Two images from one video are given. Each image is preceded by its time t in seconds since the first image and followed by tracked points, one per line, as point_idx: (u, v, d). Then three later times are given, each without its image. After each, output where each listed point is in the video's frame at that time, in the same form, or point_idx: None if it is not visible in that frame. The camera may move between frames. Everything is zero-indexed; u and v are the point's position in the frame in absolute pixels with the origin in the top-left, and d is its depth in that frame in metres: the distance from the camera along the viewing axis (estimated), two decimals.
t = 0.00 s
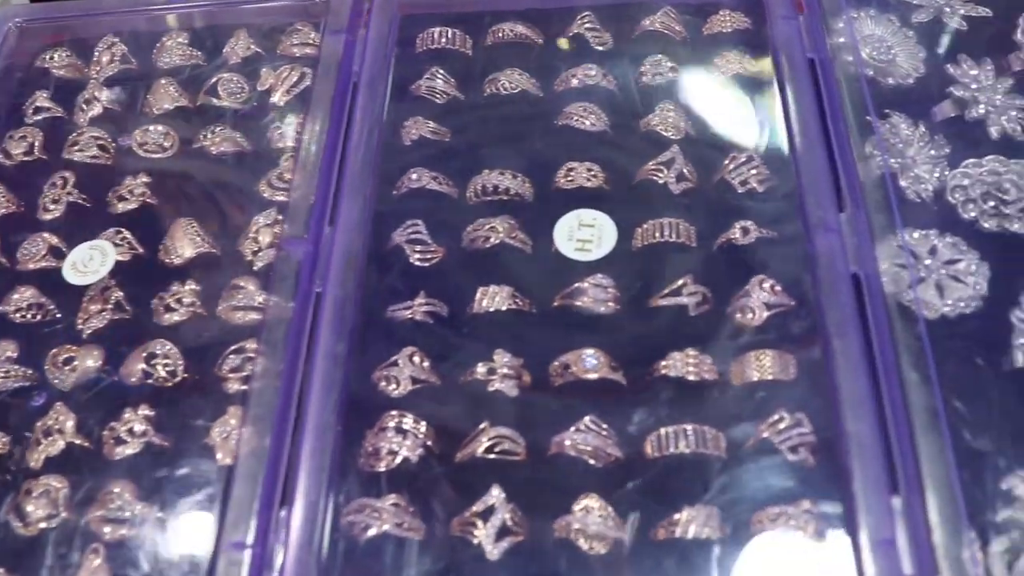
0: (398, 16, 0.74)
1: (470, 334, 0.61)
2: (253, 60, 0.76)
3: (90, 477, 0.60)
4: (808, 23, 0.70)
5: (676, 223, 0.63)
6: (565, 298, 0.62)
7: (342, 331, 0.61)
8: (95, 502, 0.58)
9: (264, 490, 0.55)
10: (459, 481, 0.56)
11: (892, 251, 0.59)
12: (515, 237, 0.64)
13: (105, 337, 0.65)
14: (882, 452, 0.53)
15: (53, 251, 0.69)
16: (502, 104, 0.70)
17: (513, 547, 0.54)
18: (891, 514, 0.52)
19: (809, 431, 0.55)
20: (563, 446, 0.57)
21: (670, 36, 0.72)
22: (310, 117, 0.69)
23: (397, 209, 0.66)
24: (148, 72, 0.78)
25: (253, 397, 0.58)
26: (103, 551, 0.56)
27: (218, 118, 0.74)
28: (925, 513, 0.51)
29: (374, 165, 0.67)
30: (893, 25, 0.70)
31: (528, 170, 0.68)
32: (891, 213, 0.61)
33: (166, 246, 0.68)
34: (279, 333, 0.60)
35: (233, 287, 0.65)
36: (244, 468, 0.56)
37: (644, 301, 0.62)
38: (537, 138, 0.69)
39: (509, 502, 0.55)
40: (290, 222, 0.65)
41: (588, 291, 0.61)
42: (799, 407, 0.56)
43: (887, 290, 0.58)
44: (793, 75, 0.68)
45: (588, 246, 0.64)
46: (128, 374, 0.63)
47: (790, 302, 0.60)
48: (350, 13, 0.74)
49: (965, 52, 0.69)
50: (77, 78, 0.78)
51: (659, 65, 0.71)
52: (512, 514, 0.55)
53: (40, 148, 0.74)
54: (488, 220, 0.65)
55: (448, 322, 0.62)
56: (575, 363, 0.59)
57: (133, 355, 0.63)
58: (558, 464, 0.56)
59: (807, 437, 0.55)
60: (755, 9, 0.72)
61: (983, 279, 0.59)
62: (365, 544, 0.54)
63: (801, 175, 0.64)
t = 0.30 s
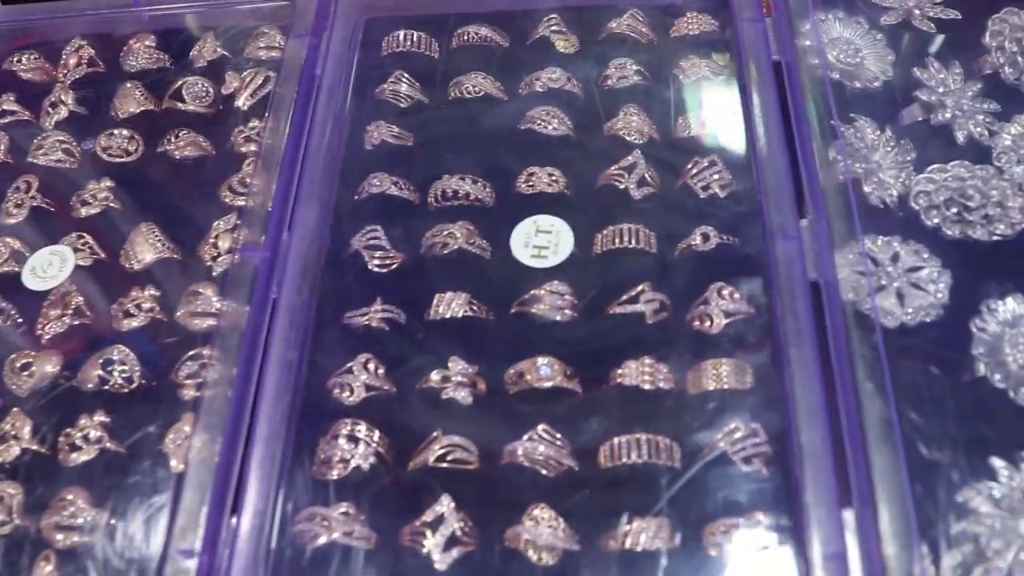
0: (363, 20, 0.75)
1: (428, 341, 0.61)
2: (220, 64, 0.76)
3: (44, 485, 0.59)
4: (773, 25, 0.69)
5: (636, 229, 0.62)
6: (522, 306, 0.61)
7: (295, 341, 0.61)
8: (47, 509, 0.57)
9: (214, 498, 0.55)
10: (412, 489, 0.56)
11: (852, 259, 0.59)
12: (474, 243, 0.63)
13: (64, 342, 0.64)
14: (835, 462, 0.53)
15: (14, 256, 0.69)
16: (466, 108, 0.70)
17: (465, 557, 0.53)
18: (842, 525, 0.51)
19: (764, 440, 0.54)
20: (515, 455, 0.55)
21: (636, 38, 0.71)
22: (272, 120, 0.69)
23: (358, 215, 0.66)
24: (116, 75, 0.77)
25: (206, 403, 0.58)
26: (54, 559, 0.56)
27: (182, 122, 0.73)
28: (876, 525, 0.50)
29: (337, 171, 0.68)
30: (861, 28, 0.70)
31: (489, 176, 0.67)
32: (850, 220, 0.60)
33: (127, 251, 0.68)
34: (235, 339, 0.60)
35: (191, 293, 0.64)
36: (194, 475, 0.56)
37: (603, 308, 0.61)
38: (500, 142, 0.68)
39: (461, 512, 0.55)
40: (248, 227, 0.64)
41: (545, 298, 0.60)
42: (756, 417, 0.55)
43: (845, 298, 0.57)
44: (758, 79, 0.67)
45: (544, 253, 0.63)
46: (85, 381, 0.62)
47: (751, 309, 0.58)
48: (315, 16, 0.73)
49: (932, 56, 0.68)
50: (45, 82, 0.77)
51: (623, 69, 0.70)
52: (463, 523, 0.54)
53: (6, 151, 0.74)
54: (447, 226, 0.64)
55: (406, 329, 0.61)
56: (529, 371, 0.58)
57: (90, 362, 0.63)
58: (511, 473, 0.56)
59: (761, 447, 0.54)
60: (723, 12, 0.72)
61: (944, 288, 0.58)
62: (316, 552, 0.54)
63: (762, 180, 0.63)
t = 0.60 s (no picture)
0: (354, 21, 0.75)
1: (413, 343, 0.61)
2: (214, 63, 0.76)
3: (28, 482, 0.59)
4: (765, 28, 0.69)
5: (622, 233, 0.62)
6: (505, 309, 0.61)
7: (278, 342, 0.61)
8: (31, 506, 0.58)
9: (192, 499, 0.55)
10: (392, 491, 0.56)
11: (838, 265, 0.58)
12: (460, 245, 0.63)
13: (52, 340, 0.64)
14: (813, 471, 0.52)
15: (6, 254, 0.69)
16: (456, 109, 0.69)
17: (443, 560, 0.53)
18: (819, 534, 0.51)
19: (745, 447, 0.54)
20: (495, 459, 0.55)
21: (628, 40, 0.71)
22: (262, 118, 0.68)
23: (345, 217, 0.66)
24: (111, 73, 0.77)
25: (189, 403, 0.57)
26: (36, 555, 0.55)
27: (174, 120, 0.74)
28: (855, 537, 0.50)
29: (324, 173, 0.68)
30: (854, 31, 0.69)
31: (477, 177, 0.67)
32: (838, 227, 0.60)
33: (116, 249, 0.68)
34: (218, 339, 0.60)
35: (177, 293, 0.64)
36: (174, 475, 0.56)
37: (587, 312, 0.60)
38: (490, 144, 0.68)
39: (439, 515, 0.54)
40: (234, 227, 0.64)
41: (528, 302, 0.60)
42: (738, 424, 0.55)
43: (831, 305, 0.57)
44: (750, 82, 0.67)
45: (528, 257, 0.63)
46: (70, 380, 0.62)
47: (734, 315, 0.58)
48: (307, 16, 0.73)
49: (926, 61, 0.67)
50: (39, 80, 0.77)
51: (614, 70, 0.69)
52: (441, 526, 0.54)
53: None
54: (432, 228, 0.64)
55: (390, 331, 0.61)
56: (510, 375, 0.57)
57: (76, 360, 0.63)
58: (491, 477, 0.56)
59: (742, 454, 0.53)
60: (714, 15, 0.72)
61: (931, 295, 0.58)
62: (295, 552, 0.54)
63: (751, 184, 0.63)
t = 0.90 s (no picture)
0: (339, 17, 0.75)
1: (390, 340, 0.60)
2: (199, 58, 0.76)
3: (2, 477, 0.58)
4: (750, 24, 0.69)
5: (602, 229, 0.61)
6: (483, 306, 0.60)
7: (255, 337, 0.61)
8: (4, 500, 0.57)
9: (166, 494, 0.55)
10: (365, 488, 0.55)
11: (818, 262, 0.57)
12: (439, 242, 0.62)
13: (31, 335, 0.64)
14: (790, 469, 0.52)
15: None
16: (439, 105, 0.69)
17: (416, 557, 0.53)
18: (794, 533, 0.50)
19: (722, 446, 0.53)
20: (470, 456, 0.55)
21: (613, 35, 0.70)
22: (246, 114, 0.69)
23: (325, 213, 0.66)
24: (96, 68, 0.77)
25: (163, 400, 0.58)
26: (10, 551, 0.55)
27: (158, 115, 0.73)
28: (829, 535, 0.49)
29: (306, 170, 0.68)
30: (841, 26, 0.68)
31: (458, 173, 0.67)
32: (818, 224, 0.59)
33: (97, 244, 0.67)
34: (194, 335, 0.60)
35: (157, 288, 0.64)
36: (148, 471, 0.56)
37: (566, 308, 0.60)
38: (472, 139, 0.68)
39: (413, 512, 0.54)
40: (214, 223, 0.64)
41: (505, 298, 0.59)
42: (714, 423, 0.54)
43: (810, 303, 0.56)
44: (732, 77, 0.66)
45: (506, 253, 0.62)
46: (49, 374, 0.61)
47: (713, 312, 0.58)
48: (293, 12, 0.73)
49: (913, 57, 0.67)
50: (23, 74, 0.77)
51: (598, 66, 0.69)
52: (414, 524, 0.53)
53: None
54: (413, 224, 0.63)
55: (369, 327, 0.61)
56: (487, 372, 0.57)
57: (54, 355, 0.62)
58: (465, 474, 0.55)
59: (718, 452, 0.53)
60: (700, 11, 0.71)
61: (912, 292, 0.57)
62: (269, 547, 0.54)
63: (733, 181, 0.62)
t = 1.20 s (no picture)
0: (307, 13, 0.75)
1: (347, 334, 0.60)
2: (167, 53, 0.76)
3: None
4: (714, 20, 0.68)
5: (559, 223, 0.60)
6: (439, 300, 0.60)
7: (213, 332, 0.61)
8: None
9: (118, 489, 0.55)
10: (317, 482, 0.55)
11: (774, 257, 0.57)
12: (397, 236, 0.62)
13: None
14: (735, 467, 0.52)
15: None
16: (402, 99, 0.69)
17: (363, 551, 0.53)
18: (740, 530, 0.50)
19: (673, 442, 0.53)
20: (420, 450, 0.54)
21: (578, 29, 0.70)
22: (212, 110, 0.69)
23: (286, 207, 0.66)
24: (65, 63, 0.77)
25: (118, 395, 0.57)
26: None
27: (124, 110, 0.73)
28: (776, 533, 0.49)
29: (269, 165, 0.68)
30: (807, 20, 0.68)
31: (421, 167, 0.67)
32: (775, 219, 0.59)
33: (60, 239, 0.67)
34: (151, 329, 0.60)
35: (118, 283, 0.64)
36: (102, 466, 0.56)
37: (520, 303, 0.60)
38: (435, 134, 0.68)
39: (362, 506, 0.54)
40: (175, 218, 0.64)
41: (460, 292, 0.59)
42: (666, 418, 0.54)
43: (765, 297, 0.56)
44: (695, 73, 0.66)
45: (461, 247, 0.62)
46: (7, 367, 0.61)
47: (669, 308, 0.57)
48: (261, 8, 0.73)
49: (877, 51, 0.66)
50: None
51: (562, 60, 0.68)
52: (363, 518, 0.53)
53: None
54: (372, 218, 0.63)
55: (326, 321, 0.61)
56: (439, 366, 0.56)
57: (13, 349, 0.62)
58: (416, 468, 0.55)
59: (669, 448, 0.52)
60: (666, 5, 0.71)
61: (868, 288, 0.56)
62: (218, 541, 0.54)
63: (693, 176, 0.62)
